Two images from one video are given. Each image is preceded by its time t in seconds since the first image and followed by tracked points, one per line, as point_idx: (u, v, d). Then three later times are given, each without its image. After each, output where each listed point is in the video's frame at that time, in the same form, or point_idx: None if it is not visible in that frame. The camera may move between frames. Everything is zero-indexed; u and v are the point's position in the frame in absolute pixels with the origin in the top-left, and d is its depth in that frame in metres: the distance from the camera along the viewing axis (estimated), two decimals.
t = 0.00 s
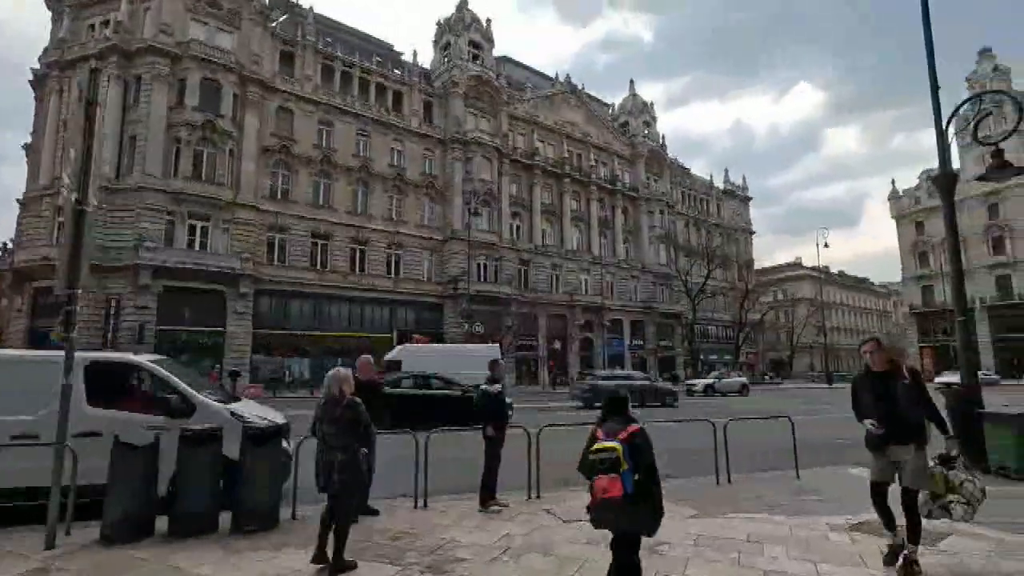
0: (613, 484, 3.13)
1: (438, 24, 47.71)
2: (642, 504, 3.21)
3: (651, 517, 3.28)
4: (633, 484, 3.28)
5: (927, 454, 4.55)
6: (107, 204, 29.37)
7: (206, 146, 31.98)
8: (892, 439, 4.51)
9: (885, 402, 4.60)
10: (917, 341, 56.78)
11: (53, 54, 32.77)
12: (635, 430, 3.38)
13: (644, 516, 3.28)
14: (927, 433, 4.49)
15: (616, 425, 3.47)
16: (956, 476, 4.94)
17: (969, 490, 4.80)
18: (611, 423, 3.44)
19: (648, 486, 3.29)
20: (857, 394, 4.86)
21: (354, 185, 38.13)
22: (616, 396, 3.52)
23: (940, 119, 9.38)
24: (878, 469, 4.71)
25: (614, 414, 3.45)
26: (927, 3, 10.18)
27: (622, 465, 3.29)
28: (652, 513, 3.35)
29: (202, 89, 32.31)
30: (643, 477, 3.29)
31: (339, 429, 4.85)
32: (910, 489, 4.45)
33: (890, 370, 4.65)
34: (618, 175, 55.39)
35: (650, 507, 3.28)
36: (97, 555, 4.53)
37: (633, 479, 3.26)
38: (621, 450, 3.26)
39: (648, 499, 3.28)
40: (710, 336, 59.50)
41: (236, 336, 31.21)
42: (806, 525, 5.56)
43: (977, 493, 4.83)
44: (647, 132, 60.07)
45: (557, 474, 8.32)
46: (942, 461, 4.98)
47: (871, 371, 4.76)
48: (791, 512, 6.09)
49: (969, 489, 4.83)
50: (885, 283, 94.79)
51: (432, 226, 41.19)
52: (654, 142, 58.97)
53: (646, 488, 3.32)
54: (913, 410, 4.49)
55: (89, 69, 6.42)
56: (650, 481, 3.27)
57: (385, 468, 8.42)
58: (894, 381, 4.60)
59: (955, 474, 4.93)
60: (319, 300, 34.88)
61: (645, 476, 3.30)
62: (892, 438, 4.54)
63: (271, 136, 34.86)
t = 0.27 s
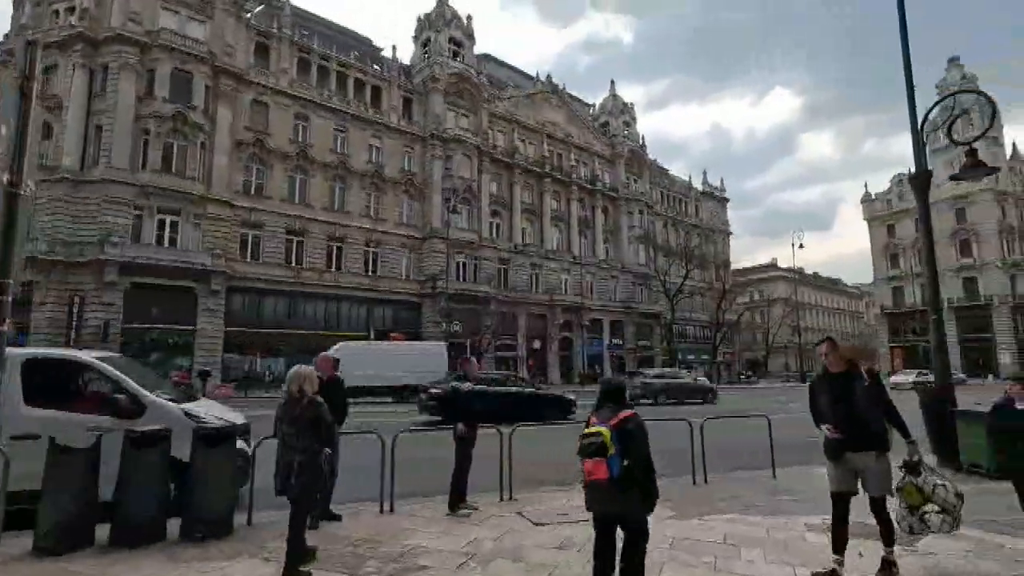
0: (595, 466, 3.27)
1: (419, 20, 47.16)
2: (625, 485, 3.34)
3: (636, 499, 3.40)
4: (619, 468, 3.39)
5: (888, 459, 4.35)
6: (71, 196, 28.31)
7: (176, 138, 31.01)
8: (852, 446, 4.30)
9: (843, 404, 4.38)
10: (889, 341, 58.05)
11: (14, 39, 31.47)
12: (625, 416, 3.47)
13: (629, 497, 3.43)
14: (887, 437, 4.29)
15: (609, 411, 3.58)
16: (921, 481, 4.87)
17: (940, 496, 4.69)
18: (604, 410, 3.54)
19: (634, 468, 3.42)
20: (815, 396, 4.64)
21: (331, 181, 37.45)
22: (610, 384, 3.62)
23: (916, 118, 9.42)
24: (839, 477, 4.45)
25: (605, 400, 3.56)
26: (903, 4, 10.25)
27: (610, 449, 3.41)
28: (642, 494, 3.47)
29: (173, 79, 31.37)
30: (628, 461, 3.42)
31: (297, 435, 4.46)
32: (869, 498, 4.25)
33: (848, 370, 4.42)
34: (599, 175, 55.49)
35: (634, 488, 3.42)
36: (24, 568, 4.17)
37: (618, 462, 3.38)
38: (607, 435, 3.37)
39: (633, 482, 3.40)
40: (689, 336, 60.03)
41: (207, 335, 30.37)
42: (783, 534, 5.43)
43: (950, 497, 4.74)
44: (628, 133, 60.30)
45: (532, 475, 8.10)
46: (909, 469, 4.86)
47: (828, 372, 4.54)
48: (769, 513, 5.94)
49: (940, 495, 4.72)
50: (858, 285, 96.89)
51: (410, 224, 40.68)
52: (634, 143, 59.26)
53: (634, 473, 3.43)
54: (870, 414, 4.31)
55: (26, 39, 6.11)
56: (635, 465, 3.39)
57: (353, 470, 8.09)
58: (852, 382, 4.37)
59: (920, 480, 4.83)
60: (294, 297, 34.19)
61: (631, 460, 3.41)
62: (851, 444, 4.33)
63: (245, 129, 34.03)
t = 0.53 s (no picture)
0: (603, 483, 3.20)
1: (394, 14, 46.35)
2: (631, 500, 3.31)
3: (640, 510, 3.37)
4: (623, 481, 3.32)
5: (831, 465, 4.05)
6: (22, 188, 26.90)
7: (137, 129, 29.72)
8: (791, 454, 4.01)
9: (782, 407, 4.08)
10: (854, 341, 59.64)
11: None
12: (631, 430, 3.36)
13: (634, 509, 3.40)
14: (829, 442, 4.01)
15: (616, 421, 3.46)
16: (875, 490, 4.33)
17: (892, 510, 4.19)
18: (611, 421, 3.41)
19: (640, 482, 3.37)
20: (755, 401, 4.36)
21: (301, 177, 36.54)
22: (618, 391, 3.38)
23: (886, 119, 9.43)
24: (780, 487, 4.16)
25: (613, 412, 3.40)
26: (874, 6, 10.26)
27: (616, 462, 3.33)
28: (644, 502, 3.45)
29: (134, 68, 30.07)
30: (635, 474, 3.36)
31: (236, 444, 4.15)
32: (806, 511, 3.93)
33: (786, 371, 4.14)
34: (574, 175, 55.54)
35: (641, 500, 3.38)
36: None
37: (624, 477, 3.30)
38: (615, 450, 3.29)
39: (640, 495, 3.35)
40: (661, 336, 60.66)
41: (168, 333, 29.31)
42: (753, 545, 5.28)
43: (905, 511, 4.22)
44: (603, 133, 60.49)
45: (498, 480, 7.84)
46: (858, 481, 4.24)
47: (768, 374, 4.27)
48: (739, 519, 5.78)
49: (892, 510, 4.21)
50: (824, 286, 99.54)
51: (383, 221, 39.99)
52: (610, 143, 59.51)
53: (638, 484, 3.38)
54: (811, 417, 4.02)
55: None
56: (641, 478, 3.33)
57: (311, 477, 7.68)
58: (789, 385, 4.10)
59: (871, 490, 4.29)
60: (261, 295, 33.27)
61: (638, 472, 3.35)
62: (788, 451, 4.05)
63: (211, 121, 32.91)
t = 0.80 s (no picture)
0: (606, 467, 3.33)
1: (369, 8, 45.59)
2: (630, 485, 3.43)
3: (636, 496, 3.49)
4: (621, 468, 3.46)
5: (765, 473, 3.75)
6: None
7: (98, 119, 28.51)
8: (727, 461, 3.79)
9: (718, 411, 3.87)
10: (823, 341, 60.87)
11: None
12: (626, 418, 3.55)
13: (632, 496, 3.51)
14: (764, 449, 3.73)
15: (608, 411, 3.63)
16: (807, 505, 3.70)
17: (809, 529, 3.52)
18: (603, 410, 3.59)
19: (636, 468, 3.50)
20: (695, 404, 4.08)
21: (272, 171, 35.63)
22: (609, 384, 3.65)
23: (858, 119, 9.44)
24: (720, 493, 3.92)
25: (605, 401, 3.59)
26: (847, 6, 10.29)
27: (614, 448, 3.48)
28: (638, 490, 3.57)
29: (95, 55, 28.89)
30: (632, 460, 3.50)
31: (170, 444, 3.86)
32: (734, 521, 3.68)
33: (722, 372, 3.88)
34: (552, 174, 55.48)
35: (639, 486, 3.50)
36: None
37: (622, 462, 3.45)
38: (612, 435, 3.46)
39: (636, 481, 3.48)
40: (637, 335, 61.00)
41: (130, 331, 28.25)
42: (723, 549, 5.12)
43: (826, 535, 3.52)
44: (581, 133, 60.56)
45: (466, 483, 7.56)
46: (790, 490, 3.71)
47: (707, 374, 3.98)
48: (711, 521, 5.62)
49: (812, 530, 3.55)
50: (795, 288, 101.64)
51: (357, 218, 39.28)
52: (587, 143, 59.64)
53: (635, 473, 3.51)
54: (745, 421, 3.77)
55: None
56: (638, 465, 3.48)
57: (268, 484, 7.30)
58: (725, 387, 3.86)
59: (800, 505, 3.69)
60: (230, 292, 32.33)
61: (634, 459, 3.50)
62: (724, 458, 3.81)
63: (177, 113, 31.87)
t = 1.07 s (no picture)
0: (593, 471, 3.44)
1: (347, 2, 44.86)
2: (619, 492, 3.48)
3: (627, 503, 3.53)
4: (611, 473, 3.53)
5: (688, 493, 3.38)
6: None
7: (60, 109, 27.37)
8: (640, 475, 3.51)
9: (643, 419, 3.50)
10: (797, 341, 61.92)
11: None
12: (613, 425, 3.65)
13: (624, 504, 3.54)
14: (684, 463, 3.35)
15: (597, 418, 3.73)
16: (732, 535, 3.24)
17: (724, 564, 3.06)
18: (593, 418, 3.71)
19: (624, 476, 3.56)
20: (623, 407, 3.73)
21: (244, 166, 34.77)
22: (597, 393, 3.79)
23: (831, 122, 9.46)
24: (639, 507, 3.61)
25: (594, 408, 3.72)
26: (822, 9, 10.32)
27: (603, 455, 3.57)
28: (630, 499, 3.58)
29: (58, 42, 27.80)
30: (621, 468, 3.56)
31: (99, 454, 3.55)
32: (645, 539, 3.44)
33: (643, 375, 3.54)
34: (531, 174, 55.38)
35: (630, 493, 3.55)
36: None
37: (611, 468, 3.53)
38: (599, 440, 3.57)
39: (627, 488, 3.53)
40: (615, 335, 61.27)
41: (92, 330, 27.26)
42: (688, 562, 4.97)
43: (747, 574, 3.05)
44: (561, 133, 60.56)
45: (434, 489, 7.31)
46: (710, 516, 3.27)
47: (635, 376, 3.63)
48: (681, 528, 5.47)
49: (725, 567, 3.07)
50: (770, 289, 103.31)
51: (332, 215, 38.61)
52: (567, 143, 59.70)
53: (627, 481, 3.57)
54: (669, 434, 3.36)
55: None
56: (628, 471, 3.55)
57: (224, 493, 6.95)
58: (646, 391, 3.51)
59: (721, 533, 3.23)
60: (200, 290, 31.44)
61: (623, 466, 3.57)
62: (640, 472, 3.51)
63: (144, 105, 30.90)
